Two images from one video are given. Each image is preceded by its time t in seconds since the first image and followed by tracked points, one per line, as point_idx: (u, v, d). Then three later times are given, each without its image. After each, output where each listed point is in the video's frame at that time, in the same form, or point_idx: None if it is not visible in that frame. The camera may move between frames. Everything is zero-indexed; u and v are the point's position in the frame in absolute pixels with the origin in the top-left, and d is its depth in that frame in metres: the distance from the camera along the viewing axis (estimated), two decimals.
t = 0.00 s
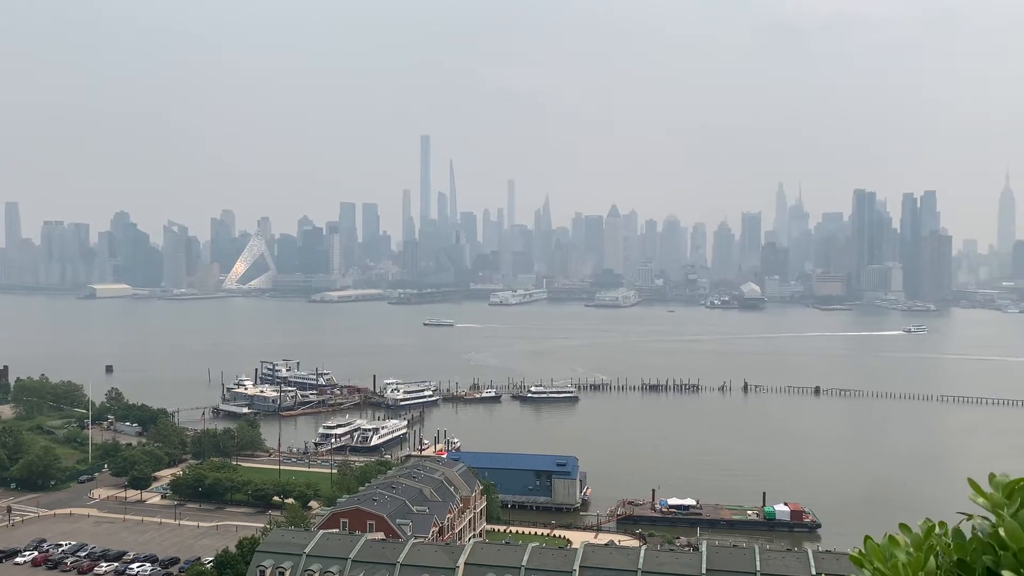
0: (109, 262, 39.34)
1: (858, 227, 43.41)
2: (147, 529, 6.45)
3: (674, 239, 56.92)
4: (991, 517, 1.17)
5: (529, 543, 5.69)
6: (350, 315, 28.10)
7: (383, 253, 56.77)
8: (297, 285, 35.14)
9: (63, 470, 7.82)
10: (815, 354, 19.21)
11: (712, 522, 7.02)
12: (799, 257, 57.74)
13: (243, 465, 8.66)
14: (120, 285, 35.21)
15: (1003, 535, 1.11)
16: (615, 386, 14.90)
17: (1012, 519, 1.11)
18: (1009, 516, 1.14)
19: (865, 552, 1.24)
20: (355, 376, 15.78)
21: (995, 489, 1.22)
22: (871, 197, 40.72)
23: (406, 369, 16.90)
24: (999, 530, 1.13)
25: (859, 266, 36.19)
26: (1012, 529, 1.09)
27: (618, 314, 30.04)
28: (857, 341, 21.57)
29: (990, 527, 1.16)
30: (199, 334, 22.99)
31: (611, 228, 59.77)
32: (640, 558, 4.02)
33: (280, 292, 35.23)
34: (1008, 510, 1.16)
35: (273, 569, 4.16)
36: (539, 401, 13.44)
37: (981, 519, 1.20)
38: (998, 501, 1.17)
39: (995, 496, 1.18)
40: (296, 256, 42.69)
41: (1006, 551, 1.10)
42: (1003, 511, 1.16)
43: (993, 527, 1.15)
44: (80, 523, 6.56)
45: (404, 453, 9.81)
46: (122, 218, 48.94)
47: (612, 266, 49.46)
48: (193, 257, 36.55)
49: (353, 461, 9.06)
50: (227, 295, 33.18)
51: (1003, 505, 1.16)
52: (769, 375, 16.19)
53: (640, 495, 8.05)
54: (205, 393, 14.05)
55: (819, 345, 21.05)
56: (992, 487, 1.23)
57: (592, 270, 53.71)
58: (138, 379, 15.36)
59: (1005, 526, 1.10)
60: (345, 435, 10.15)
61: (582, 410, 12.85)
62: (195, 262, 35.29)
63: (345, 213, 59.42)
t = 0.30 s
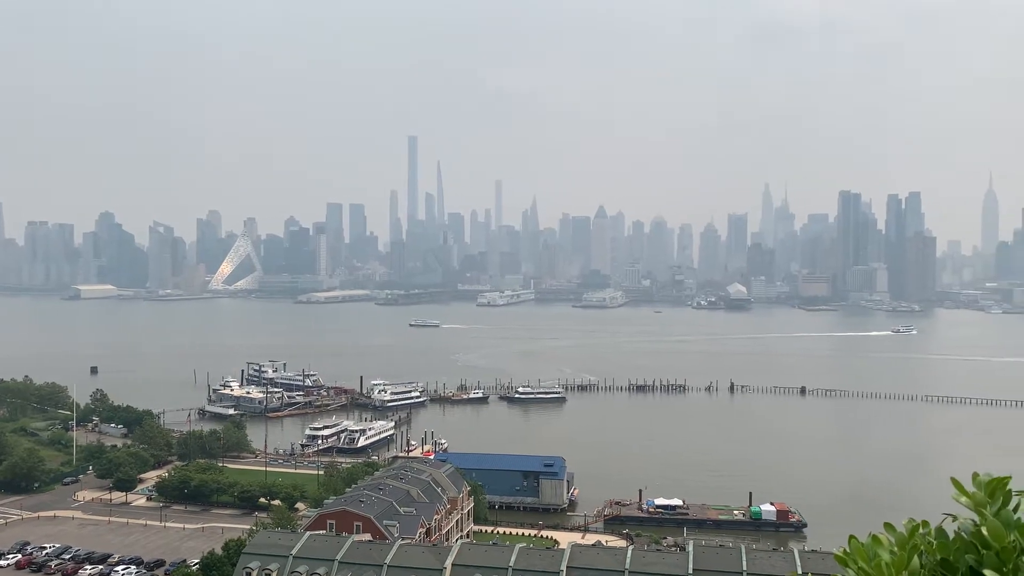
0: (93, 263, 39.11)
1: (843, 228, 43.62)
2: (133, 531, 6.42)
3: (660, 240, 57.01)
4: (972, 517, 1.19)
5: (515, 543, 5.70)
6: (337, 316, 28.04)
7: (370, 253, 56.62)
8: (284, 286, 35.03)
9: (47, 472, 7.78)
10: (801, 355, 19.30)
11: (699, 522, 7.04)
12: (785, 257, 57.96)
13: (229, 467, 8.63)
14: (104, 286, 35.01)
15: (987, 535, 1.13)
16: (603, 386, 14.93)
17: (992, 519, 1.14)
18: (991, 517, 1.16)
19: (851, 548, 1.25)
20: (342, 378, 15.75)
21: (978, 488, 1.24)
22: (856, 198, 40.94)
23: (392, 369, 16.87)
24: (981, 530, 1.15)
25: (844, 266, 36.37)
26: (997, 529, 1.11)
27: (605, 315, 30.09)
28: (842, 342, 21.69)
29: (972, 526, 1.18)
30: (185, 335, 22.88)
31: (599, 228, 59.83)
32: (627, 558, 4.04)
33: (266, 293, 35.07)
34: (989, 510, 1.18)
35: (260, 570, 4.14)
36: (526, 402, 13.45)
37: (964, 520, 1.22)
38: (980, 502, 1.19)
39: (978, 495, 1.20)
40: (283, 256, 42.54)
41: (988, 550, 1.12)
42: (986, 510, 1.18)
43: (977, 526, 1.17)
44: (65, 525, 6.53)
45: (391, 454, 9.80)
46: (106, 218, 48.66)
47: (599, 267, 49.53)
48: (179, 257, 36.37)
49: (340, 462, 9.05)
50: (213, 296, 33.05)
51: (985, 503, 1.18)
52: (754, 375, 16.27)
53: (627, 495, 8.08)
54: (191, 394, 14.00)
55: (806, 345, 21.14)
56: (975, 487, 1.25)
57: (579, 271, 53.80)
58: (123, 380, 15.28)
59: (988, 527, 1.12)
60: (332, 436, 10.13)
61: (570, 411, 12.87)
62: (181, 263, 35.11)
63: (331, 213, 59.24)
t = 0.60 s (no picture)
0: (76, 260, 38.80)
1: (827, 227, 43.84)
2: (115, 531, 6.38)
3: (645, 239, 57.17)
4: (948, 514, 1.18)
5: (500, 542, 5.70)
6: (321, 315, 27.94)
7: (355, 252, 56.43)
8: (268, 284, 34.88)
9: (28, 472, 7.72)
10: (784, 354, 19.40)
11: (683, 520, 7.07)
12: (769, 257, 58.24)
13: (212, 466, 8.58)
14: (87, 285, 34.75)
15: (962, 532, 1.12)
16: (587, 385, 14.97)
17: (968, 516, 1.13)
18: (967, 514, 1.15)
19: (827, 548, 1.24)
20: (326, 377, 15.70)
21: (955, 485, 1.24)
22: (839, 198, 41.17)
23: (377, 368, 16.83)
24: (958, 527, 1.14)
25: (827, 266, 36.57)
26: (972, 526, 1.10)
27: (591, 314, 30.12)
28: (825, 340, 21.81)
29: (947, 522, 1.18)
30: (168, 334, 22.75)
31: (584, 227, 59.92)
32: (611, 557, 4.05)
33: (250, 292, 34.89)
34: (963, 507, 1.18)
35: (243, 570, 4.11)
36: (510, 401, 13.45)
37: (939, 516, 1.22)
38: (956, 498, 1.19)
39: (955, 492, 1.20)
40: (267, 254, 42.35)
41: (964, 548, 1.11)
42: (963, 508, 1.18)
43: (953, 523, 1.16)
44: (46, 525, 6.48)
45: (376, 453, 9.77)
46: (88, 215, 48.27)
47: (585, 267, 49.59)
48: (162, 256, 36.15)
49: (324, 462, 9.01)
50: (197, 294, 32.87)
51: (960, 501, 1.18)
52: (738, 374, 16.33)
53: (611, 495, 8.08)
54: (174, 393, 13.91)
55: (790, 344, 21.25)
56: (952, 483, 1.25)
57: (564, 269, 53.89)
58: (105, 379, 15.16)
59: (964, 524, 1.11)
60: (316, 435, 10.10)
61: (555, 410, 12.90)
62: (164, 261, 34.87)
63: (316, 212, 59.05)
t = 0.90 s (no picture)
0: (54, 257, 38.47)
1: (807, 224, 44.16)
2: (95, 530, 6.37)
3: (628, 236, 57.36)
4: (918, 510, 1.21)
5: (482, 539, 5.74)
6: (303, 312, 27.87)
7: (337, 249, 56.24)
8: (249, 281, 34.74)
9: (7, 471, 7.69)
10: (764, 350, 19.56)
11: (664, 516, 7.14)
12: (749, 254, 58.62)
13: (194, 464, 8.57)
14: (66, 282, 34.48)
15: (932, 526, 1.14)
16: (569, 382, 15.04)
17: (939, 510, 1.15)
18: (935, 509, 1.18)
19: (801, 543, 1.26)
20: (308, 374, 15.68)
21: (925, 481, 1.27)
22: (819, 196, 41.47)
23: (359, 366, 16.82)
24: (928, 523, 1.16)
25: (807, 263, 36.87)
26: (940, 521, 1.12)
27: (573, 311, 30.22)
28: (805, 337, 21.99)
29: (917, 517, 1.20)
30: (149, 331, 22.64)
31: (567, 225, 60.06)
32: (594, 552, 4.10)
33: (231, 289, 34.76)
34: (932, 503, 1.21)
35: (226, 569, 4.14)
36: (493, 398, 13.49)
37: (911, 512, 1.24)
38: (924, 494, 1.22)
39: (924, 489, 1.23)
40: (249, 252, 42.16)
41: (933, 540, 1.12)
42: (932, 502, 1.21)
43: (921, 519, 1.20)
44: (25, 525, 6.45)
45: (358, 451, 9.79)
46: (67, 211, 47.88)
47: (567, 264, 49.75)
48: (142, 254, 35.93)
49: (306, 459, 9.02)
50: (178, 292, 32.71)
51: (928, 497, 1.22)
52: (719, 370, 16.46)
53: (593, 490, 8.15)
54: (155, 391, 13.84)
55: (769, 341, 21.41)
56: (922, 481, 1.27)
57: (547, 267, 53.97)
58: (85, 378, 15.07)
59: (932, 519, 1.13)
60: (298, 433, 10.10)
61: (538, 407, 12.96)
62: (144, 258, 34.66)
63: (298, 209, 58.83)
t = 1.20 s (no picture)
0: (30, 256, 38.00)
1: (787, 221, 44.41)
2: (74, 531, 6.28)
3: (609, 233, 57.44)
4: (877, 502, 1.20)
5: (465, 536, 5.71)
6: (283, 310, 27.69)
7: (317, 248, 55.90)
8: (229, 279, 34.47)
9: None
10: (744, 347, 19.65)
11: (646, 512, 7.13)
12: (730, 251, 58.89)
13: (173, 464, 8.48)
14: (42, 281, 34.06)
15: (892, 517, 1.12)
16: (552, 378, 15.04)
17: (896, 501, 1.14)
18: (897, 501, 1.15)
19: (766, 539, 1.24)
20: (289, 373, 15.58)
21: (887, 475, 1.25)
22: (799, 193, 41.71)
23: (340, 364, 16.71)
24: (890, 515, 1.15)
25: (787, 260, 37.07)
26: (898, 512, 1.10)
27: (554, 308, 30.22)
28: (785, 333, 22.10)
29: (878, 510, 1.19)
30: (127, 330, 22.40)
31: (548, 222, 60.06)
32: (576, 549, 4.07)
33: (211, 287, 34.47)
34: (894, 495, 1.20)
35: (206, 569, 4.07)
36: (475, 395, 13.45)
37: (872, 506, 1.23)
38: (884, 486, 1.22)
39: (885, 481, 1.23)
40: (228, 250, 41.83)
41: (894, 533, 1.10)
42: (892, 497, 1.20)
43: (885, 510, 1.18)
44: (2, 526, 6.35)
45: (340, 450, 9.73)
46: (42, 209, 47.31)
47: (549, 261, 49.74)
48: (120, 252, 35.58)
49: (287, 458, 8.94)
50: (156, 290, 32.41)
51: (891, 489, 1.20)
52: (700, 367, 16.52)
53: (576, 487, 8.14)
54: (134, 391, 13.69)
55: (750, 337, 21.51)
56: (883, 473, 1.26)
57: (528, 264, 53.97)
58: (62, 377, 14.87)
59: (894, 509, 1.11)
60: (279, 432, 10.00)
61: (520, 404, 12.95)
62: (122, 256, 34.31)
63: (278, 207, 58.47)
